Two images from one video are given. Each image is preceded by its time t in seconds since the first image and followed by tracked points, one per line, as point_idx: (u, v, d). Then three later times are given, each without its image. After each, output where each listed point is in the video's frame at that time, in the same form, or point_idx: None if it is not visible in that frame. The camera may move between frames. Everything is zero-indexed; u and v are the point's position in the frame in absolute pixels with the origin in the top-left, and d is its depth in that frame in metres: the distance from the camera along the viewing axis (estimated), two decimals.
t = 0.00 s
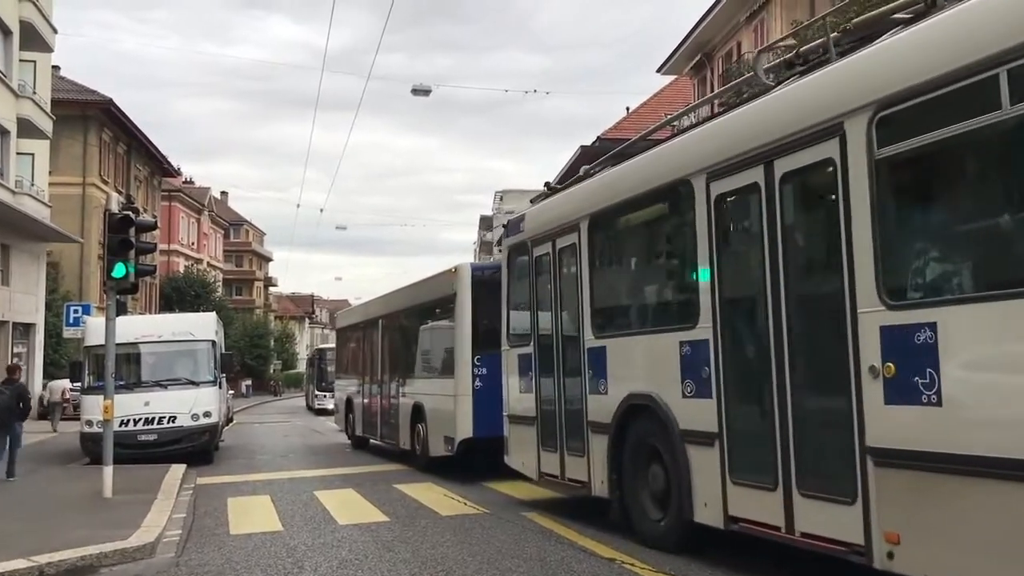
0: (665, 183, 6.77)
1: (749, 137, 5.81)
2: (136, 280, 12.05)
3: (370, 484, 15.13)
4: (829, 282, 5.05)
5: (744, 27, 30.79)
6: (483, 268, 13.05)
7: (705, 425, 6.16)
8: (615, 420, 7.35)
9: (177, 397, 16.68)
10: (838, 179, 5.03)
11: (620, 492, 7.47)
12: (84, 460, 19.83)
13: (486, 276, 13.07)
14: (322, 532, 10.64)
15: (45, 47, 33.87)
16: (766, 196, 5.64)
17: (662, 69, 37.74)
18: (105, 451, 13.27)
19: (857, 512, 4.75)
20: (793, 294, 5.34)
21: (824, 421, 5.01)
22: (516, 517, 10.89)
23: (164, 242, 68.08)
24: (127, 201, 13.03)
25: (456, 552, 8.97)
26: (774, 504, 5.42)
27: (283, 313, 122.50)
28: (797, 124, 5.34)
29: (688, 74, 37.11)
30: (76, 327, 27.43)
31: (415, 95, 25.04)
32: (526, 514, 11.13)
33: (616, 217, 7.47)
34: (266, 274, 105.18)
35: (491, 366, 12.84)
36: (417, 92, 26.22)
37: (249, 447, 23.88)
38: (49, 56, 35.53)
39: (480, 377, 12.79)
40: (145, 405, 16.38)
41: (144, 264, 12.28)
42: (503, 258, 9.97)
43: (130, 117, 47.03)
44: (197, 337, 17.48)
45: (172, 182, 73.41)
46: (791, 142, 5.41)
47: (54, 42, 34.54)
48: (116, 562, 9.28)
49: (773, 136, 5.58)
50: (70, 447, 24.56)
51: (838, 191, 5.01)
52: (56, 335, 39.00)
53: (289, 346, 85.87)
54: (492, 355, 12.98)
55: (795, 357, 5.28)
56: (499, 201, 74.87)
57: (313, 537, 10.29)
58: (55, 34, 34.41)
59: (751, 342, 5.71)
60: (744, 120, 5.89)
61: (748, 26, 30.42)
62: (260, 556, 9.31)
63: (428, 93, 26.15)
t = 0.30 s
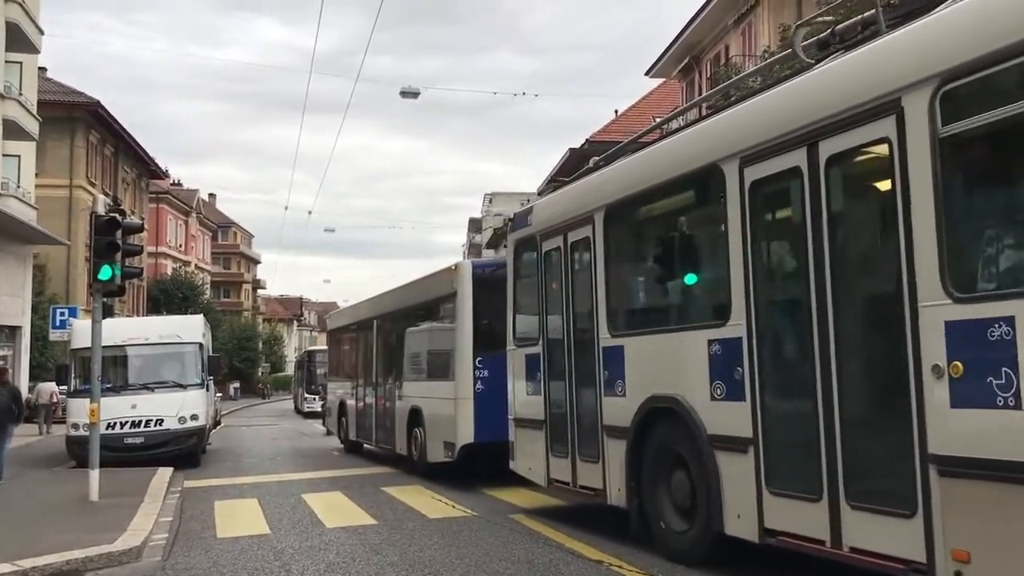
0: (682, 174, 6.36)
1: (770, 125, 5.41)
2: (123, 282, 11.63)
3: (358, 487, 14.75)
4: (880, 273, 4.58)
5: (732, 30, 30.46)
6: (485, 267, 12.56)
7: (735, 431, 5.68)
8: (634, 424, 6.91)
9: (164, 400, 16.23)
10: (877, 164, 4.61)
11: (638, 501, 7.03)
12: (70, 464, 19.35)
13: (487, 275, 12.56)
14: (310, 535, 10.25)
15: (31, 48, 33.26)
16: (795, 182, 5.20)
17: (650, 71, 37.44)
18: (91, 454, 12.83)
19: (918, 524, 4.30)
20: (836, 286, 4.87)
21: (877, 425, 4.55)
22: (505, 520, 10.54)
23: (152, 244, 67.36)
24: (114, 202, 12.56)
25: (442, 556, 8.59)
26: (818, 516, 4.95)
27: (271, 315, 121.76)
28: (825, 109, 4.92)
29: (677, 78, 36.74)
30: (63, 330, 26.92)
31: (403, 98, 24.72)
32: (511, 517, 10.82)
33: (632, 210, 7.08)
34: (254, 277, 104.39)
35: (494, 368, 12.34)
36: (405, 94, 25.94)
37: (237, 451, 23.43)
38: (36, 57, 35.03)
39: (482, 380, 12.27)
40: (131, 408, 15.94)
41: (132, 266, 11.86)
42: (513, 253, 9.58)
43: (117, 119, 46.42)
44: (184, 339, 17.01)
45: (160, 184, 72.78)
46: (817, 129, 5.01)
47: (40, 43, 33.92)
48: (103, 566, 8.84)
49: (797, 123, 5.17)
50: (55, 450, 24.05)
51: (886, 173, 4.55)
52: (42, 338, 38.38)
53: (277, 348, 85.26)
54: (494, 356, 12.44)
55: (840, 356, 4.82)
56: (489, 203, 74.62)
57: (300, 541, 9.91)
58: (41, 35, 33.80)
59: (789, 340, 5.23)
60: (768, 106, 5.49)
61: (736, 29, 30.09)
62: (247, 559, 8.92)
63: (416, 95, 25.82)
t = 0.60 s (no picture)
0: (715, 160, 5.97)
1: (817, 104, 5.02)
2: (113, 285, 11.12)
3: (350, 489, 14.30)
4: (952, 262, 4.15)
5: (723, 33, 30.13)
6: (491, 262, 12.09)
7: (780, 436, 5.24)
8: (663, 428, 6.47)
9: (154, 402, 15.72)
10: (946, 142, 4.20)
11: (665, 511, 6.59)
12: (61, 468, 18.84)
13: (492, 272, 12.10)
14: (301, 538, 9.78)
15: (20, 49, 32.70)
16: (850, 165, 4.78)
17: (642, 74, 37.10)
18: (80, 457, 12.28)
19: (1001, 540, 3.85)
20: (898, 278, 4.44)
21: (950, 430, 4.11)
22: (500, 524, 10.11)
23: (142, 246, 66.65)
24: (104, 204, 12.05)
25: (434, 558, 8.13)
26: (878, 530, 4.49)
27: (262, 318, 120.96)
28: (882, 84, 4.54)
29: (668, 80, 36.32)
30: (51, 332, 26.38)
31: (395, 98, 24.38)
32: (502, 521, 10.40)
33: (657, 200, 6.69)
34: (244, 280, 103.68)
35: (501, 369, 11.86)
36: (396, 95, 25.57)
37: (226, 454, 22.93)
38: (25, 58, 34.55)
39: (488, 382, 11.79)
40: (121, 410, 15.44)
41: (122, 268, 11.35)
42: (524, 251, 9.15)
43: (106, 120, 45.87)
44: (175, 341, 16.49)
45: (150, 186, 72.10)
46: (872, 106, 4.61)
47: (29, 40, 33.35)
48: (92, 571, 8.36)
49: (848, 102, 4.77)
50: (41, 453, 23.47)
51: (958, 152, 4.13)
52: (31, 341, 37.74)
53: (268, 351, 84.63)
54: (501, 357, 11.94)
55: (904, 354, 4.38)
56: (480, 205, 74.34)
57: (291, 543, 9.44)
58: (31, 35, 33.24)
59: (842, 337, 4.79)
60: (813, 84, 5.10)
61: (727, 32, 29.77)
62: (237, 562, 8.44)
63: (407, 96, 25.45)
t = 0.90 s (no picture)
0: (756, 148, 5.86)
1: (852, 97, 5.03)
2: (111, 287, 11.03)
3: (349, 492, 14.24)
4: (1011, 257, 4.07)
5: (721, 35, 29.97)
6: (506, 258, 11.79)
7: (835, 444, 5.03)
8: (702, 435, 6.30)
9: (152, 404, 15.62)
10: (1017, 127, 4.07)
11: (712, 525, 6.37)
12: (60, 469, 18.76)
13: (505, 268, 11.82)
14: (299, 540, 9.71)
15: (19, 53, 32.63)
16: (898, 161, 4.73)
17: (640, 77, 37.02)
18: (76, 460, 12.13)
19: None
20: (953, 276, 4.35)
21: None
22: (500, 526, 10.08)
23: (140, 248, 66.52)
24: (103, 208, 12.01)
25: (433, 561, 8.13)
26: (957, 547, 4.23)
27: (259, 319, 120.73)
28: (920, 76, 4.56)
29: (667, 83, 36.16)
30: (49, 333, 26.29)
31: (393, 99, 24.33)
32: (499, 523, 10.46)
33: (685, 193, 6.66)
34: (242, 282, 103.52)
35: (515, 370, 11.62)
36: (394, 97, 25.54)
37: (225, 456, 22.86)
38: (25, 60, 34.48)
39: (502, 383, 11.55)
40: (119, 413, 15.36)
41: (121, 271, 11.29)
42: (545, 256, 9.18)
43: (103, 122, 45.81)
44: (173, 343, 16.42)
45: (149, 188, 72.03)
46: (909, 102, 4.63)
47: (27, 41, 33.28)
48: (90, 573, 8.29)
49: (900, 85, 4.70)
50: (39, 455, 23.36)
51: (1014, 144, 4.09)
52: (29, 343, 37.61)
53: (266, 353, 84.40)
54: (517, 357, 11.71)
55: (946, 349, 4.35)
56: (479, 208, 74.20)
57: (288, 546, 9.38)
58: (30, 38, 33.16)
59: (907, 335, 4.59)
60: (848, 75, 5.11)
61: (725, 34, 29.62)
62: (235, 564, 8.38)
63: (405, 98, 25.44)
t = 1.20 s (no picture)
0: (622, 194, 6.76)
1: (747, 135, 5.47)
2: (115, 287, 13.16)
3: (349, 492, 16.37)
4: (872, 281, 4.52)
5: (726, 38, 31.89)
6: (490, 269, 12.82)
7: (729, 437, 5.45)
8: (619, 430, 6.70)
9: (156, 404, 17.79)
10: (794, 198, 5.13)
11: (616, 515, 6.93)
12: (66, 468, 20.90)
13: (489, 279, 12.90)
14: (301, 542, 11.78)
15: (26, 53, 34.65)
16: (782, 191, 5.23)
17: (644, 79, 39.10)
18: (82, 458, 14.23)
19: (821, 523, 4.86)
20: (825, 295, 4.85)
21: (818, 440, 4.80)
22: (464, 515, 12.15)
23: (145, 249, 68.82)
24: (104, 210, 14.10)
25: (409, 535, 10.12)
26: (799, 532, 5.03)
27: (265, 321, 122.87)
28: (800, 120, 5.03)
29: (672, 85, 38.26)
30: (55, 335, 28.47)
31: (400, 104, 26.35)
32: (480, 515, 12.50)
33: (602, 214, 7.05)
34: (249, 285, 105.97)
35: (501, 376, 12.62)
36: (401, 102, 27.59)
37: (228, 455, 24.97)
38: (30, 62, 36.54)
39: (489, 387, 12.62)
40: (124, 413, 17.52)
41: (125, 272, 13.43)
42: (511, 272, 9.91)
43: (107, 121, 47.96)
44: (176, 345, 18.60)
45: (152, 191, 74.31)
46: (790, 145, 5.13)
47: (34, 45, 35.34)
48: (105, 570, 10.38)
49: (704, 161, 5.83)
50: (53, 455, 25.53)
51: (866, 182, 4.60)
52: (35, 343, 39.78)
53: (271, 354, 86.44)
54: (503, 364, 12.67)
55: (813, 360, 4.83)
56: (481, 210, 76.35)
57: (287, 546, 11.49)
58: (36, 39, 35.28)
59: (747, 359, 5.35)
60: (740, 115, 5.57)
61: (730, 36, 31.57)
62: (233, 558, 10.49)
63: (410, 102, 27.48)
